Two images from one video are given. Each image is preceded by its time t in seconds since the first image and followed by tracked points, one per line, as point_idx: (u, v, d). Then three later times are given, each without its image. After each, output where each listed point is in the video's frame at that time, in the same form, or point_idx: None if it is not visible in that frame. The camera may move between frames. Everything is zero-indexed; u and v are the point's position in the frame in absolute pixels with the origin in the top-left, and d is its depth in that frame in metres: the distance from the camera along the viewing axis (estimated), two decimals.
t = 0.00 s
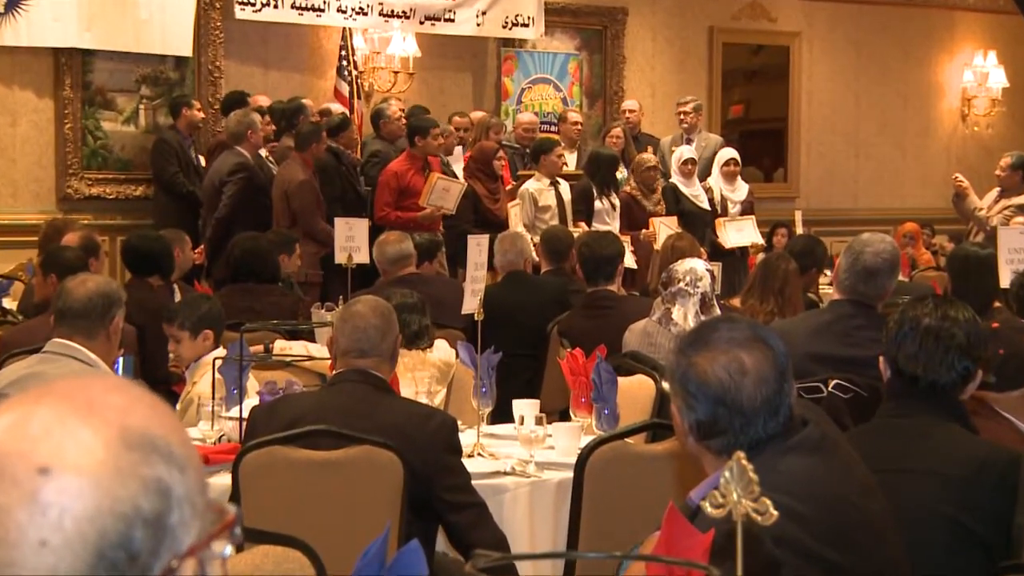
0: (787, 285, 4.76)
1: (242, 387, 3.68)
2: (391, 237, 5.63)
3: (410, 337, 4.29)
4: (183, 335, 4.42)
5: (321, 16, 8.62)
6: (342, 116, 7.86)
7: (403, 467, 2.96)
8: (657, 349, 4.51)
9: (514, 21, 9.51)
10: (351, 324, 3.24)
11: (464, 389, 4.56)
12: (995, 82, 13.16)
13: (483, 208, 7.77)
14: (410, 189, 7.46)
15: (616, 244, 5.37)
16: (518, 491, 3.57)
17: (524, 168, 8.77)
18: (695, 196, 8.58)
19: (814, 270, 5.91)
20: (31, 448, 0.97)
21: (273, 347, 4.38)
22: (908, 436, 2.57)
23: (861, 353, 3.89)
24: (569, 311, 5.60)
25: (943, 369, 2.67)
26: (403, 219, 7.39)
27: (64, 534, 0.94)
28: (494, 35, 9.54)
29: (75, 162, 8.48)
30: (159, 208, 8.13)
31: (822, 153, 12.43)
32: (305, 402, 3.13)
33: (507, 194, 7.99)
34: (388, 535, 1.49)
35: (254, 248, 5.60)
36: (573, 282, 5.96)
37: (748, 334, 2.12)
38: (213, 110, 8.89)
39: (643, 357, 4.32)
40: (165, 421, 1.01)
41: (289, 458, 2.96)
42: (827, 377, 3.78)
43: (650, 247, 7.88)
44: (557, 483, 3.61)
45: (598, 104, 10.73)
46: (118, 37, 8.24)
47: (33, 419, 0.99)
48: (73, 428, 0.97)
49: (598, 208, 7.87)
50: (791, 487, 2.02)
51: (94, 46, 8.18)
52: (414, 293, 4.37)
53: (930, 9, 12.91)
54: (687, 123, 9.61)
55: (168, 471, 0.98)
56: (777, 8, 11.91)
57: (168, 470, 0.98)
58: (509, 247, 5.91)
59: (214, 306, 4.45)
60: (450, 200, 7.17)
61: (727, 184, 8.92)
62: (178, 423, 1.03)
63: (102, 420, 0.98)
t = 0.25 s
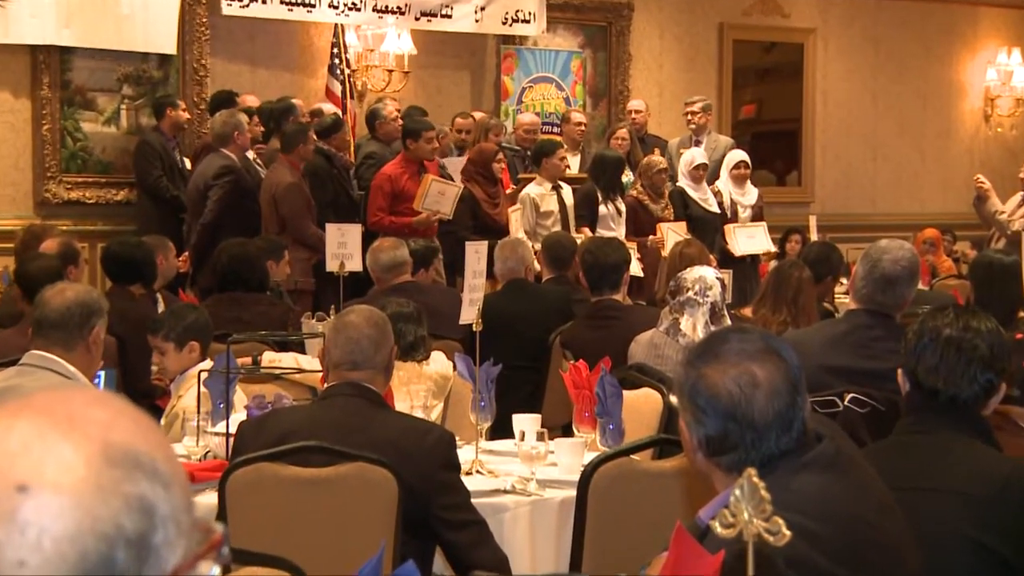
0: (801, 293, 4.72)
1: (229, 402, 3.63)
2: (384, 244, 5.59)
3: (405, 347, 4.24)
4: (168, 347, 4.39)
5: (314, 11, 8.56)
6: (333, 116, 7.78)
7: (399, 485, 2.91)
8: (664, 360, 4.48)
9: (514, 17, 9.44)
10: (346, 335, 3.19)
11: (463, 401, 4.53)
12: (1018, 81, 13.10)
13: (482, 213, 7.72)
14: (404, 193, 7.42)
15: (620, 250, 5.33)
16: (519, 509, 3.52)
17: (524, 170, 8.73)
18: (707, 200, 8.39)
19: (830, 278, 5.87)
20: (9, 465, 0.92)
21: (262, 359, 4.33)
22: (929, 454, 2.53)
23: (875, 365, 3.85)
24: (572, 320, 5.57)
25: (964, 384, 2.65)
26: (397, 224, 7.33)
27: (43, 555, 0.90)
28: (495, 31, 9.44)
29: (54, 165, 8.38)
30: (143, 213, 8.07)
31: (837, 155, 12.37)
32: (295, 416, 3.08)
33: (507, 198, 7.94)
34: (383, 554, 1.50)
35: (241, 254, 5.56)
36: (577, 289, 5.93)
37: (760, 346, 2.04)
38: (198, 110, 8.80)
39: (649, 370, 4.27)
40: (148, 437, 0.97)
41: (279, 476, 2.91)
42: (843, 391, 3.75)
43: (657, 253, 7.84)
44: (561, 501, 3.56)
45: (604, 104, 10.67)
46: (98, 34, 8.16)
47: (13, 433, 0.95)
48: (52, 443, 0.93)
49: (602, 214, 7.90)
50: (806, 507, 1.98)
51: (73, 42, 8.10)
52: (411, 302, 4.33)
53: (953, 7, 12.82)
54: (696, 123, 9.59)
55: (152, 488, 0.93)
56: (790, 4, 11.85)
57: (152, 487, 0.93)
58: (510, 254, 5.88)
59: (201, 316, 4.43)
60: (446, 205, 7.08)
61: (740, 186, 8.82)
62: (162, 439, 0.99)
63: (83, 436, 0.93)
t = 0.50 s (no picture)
0: (815, 300, 4.68)
1: (213, 414, 3.58)
2: (377, 249, 5.55)
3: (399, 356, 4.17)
4: (148, 358, 4.35)
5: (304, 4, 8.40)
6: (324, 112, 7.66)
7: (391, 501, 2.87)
8: (671, 369, 4.41)
9: (514, 9, 9.25)
10: (337, 345, 3.14)
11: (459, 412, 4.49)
12: None
13: (482, 214, 7.67)
14: (397, 194, 7.36)
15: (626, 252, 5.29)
16: (517, 527, 3.47)
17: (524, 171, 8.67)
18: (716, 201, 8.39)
19: (846, 285, 5.82)
20: None
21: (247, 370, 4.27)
22: (950, 467, 2.51)
23: (895, 376, 3.80)
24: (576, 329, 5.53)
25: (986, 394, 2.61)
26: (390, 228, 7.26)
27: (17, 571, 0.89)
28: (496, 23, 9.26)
29: (30, 165, 8.27)
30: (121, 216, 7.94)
31: (853, 155, 12.31)
32: (282, 431, 3.03)
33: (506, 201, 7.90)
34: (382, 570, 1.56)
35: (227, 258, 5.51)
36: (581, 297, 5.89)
37: (772, 356, 2.00)
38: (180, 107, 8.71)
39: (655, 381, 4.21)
40: (128, 451, 0.96)
41: (267, 492, 2.86)
42: (860, 404, 3.69)
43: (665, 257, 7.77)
44: (562, 519, 3.50)
45: (610, 101, 10.63)
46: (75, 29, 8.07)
47: None
48: (29, 456, 0.92)
49: (607, 217, 7.82)
50: (824, 522, 1.93)
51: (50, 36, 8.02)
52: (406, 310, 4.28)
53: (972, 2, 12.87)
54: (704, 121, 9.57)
55: (131, 503, 0.92)
56: None
57: (130, 502, 0.92)
58: (510, 258, 5.82)
59: (182, 325, 4.37)
60: (440, 206, 7.04)
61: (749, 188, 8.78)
62: (141, 454, 0.98)
63: (59, 449, 0.92)
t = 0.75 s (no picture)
0: (831, 307, 4.63)
1: (200, 430, 3.54)
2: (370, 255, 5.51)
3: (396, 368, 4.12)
4: (125, 372, 4.30)
5: None
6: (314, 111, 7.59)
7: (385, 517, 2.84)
8: (680, 380, 4.37)
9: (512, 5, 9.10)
10: (328, 354, 3.09)
11: (456, 424, 4.45)
12: None
13: (481, 218, 7.64)
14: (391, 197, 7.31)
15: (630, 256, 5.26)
16: (518, 545, 3.42)
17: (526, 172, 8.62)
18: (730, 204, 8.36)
19: (864, 292, 5.79)
20: None
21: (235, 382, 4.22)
22: (972, 483, 2.49)
23: (915, 388, 3.75)
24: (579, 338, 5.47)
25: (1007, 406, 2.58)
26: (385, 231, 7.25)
27: None
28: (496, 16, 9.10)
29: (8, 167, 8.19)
30: (103, 219, 7.89)
31: (871, 156, 12.28)
32: (269, 446, 2.99)
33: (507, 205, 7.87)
34: None
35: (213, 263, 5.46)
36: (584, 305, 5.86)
37: (786, 366, 1.95)
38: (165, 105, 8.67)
39: (662, 393, 4.14)
40: (104, 465, 0.87)
41: (254, 509, 2.81)
42: (878, 417, 3.64)
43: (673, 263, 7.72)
44: (565, 537, 3.46)
45: (616, 98, 10.58)
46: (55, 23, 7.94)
47: None
48: None
49: (613, 221, 7.80)
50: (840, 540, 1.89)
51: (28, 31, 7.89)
52: (401, 318, 4.18)
53: None
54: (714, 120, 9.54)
55: (106, 520, 0.84)
56: None
57: (106, 520, 0.84)
58: (512, 264, 5.76)
59: (159, 336, 4.31)
60: (437, 209, 6.99)
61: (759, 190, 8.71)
62: (120, 467, 0.89)
63: (29, 464, 0.84)
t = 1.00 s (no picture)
0: (847, 318, 4.60)
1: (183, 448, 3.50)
2: (362, 265, 5.47)
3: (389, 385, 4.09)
4: (97, 392, 4.26)
5: None
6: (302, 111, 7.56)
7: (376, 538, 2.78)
8: (687, 395, 4.31)
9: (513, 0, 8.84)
10: (317, 368, 3.04)
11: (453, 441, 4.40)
12: None
13: (478, 224, 7.62)
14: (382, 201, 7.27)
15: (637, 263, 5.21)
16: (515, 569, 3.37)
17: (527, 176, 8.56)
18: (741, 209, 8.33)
19: (881, 302, 5.79)
20: None
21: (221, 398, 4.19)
22: (989, 502, 2.53)
23: (935, 403, 3.71)
24: (580, 350, 5.42)
25: None
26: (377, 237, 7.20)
27: None
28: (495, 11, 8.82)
29: None
30: (81, 225, 7.85)
31: (890, 158, 12.28)
32: (257, 464, 2.94)
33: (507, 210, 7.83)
34: None
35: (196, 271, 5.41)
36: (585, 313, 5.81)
37: (799, 380, 1.91)
38: (145, 105, 8.64)
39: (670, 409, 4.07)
40: (84, 488, 0.99)
41: (241, 530, 2.77)
42: (896, 434, 3.57)
43: (681, 271, 7.79)
44: (566, 559, 3.41)
45: (621, 96, 10.51)
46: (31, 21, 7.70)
47: None
48: None
49: (617, 227, 7.69)
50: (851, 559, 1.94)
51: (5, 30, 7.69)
52: (395, 330, 4.19)
53: None
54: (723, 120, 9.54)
55: (71, 543, 0.96)
56: None
57: (72, 542, 0.96)
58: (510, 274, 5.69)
59: (130, 353, 4.27)
60: (433, 215, 6.96)
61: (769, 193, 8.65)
62: (104, 489, 1.01)
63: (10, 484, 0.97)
